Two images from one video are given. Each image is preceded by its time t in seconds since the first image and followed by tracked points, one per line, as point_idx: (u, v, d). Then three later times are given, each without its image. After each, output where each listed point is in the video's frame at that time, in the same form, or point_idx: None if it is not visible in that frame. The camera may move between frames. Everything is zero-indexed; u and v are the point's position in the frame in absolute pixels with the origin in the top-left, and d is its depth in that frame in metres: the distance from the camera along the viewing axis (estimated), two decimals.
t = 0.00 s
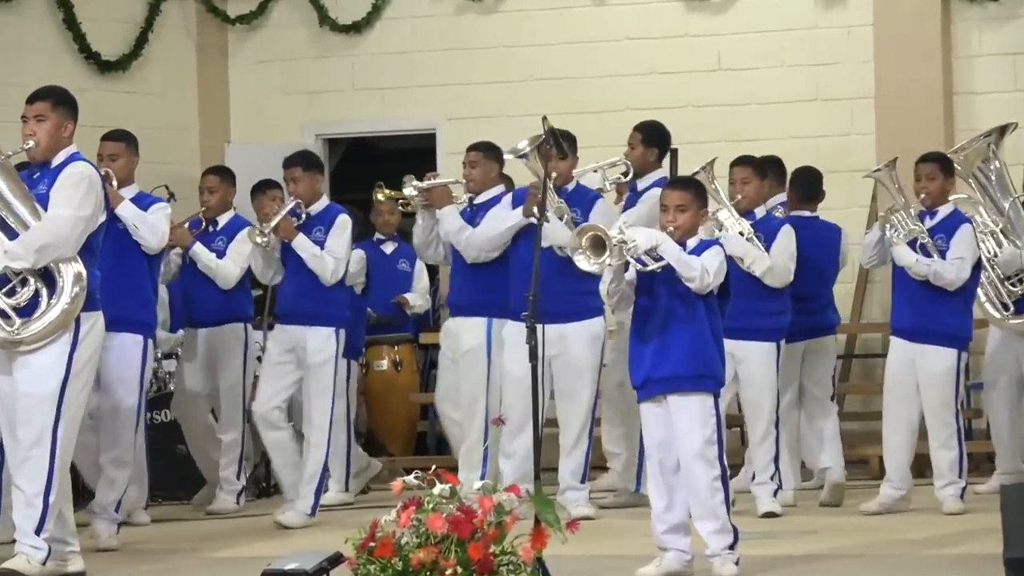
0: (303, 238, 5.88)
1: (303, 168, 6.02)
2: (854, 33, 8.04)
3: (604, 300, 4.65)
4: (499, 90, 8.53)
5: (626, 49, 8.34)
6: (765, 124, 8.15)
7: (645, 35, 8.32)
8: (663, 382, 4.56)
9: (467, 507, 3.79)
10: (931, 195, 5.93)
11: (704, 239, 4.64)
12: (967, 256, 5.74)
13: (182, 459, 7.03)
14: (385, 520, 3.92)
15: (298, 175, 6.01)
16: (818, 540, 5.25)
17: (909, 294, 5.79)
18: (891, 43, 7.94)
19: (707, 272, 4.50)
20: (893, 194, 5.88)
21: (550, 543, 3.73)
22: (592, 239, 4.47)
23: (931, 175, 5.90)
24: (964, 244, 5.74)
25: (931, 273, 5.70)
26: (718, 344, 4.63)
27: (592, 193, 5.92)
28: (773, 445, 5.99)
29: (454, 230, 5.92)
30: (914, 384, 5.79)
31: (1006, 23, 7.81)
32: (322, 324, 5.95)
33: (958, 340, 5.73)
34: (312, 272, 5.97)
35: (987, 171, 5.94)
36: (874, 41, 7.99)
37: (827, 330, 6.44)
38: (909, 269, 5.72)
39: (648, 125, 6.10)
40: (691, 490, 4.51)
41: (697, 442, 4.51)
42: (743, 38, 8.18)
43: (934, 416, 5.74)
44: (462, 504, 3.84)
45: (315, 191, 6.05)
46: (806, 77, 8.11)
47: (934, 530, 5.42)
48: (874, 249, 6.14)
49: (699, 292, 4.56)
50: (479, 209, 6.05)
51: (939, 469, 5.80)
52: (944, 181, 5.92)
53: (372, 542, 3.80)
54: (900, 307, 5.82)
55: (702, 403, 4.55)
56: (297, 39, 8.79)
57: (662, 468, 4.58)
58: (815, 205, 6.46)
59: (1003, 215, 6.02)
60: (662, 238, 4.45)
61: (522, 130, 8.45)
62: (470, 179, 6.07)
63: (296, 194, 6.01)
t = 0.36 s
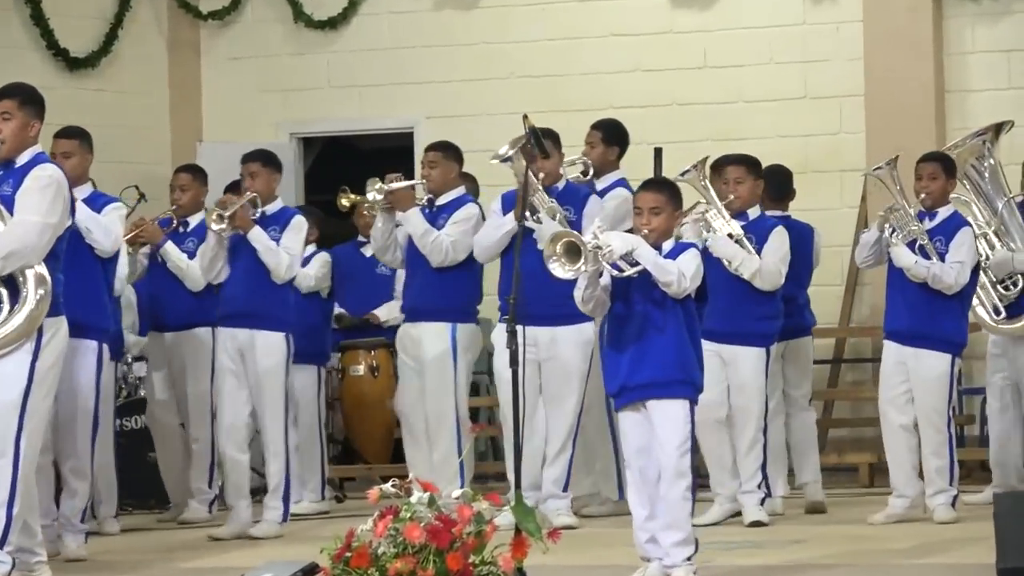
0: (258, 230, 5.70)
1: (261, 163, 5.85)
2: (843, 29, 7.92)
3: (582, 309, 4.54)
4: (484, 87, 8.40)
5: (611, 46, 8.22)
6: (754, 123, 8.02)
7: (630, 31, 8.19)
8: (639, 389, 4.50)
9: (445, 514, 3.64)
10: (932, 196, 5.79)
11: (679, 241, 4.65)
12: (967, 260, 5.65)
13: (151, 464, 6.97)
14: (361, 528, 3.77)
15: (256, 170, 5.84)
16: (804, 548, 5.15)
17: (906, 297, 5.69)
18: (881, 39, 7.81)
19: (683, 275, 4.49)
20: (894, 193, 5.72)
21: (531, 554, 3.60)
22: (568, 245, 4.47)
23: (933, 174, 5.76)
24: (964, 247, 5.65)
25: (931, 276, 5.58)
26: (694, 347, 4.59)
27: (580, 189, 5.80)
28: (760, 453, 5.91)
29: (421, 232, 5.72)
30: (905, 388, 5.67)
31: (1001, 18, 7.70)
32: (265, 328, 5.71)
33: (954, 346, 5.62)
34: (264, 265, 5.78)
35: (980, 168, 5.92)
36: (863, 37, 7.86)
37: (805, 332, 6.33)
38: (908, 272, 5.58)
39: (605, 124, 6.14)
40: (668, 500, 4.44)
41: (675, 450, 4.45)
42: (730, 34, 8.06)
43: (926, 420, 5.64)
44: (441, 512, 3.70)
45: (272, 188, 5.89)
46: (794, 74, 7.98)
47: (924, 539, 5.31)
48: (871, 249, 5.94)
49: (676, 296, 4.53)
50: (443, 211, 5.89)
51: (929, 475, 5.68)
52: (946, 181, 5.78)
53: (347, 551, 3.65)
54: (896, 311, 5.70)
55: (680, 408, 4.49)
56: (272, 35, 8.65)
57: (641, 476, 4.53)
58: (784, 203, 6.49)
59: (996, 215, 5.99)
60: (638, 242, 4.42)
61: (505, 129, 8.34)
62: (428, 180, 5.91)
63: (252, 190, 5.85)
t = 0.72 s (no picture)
0: (169, 233, 5.43)
1: (171, 163, 5.61)
2: (804, 24, 7.82)
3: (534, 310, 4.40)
4: (439, 84, 8.27)
5: (567, 41, 8.11)
6: (713, 120, 7.92)
7: (587, 26, 8.08)
8: (596, 394, 4.40)
9: (394, 523, 3.50)
10: (887, 196, 5.69)
11: (636, 243, 4.54)
12: (923, 261, 5.57)
13: (105, 468, 6.84)
14: (306, 536, 3.62)
15: (165, 171, 5.61)
16: (762, 558, 5.05)
17: (861, 301, 5.61)
18: (842, 35, 7.72)
19: (642, 279, 4.39)
20: (846, 193, 5.62)
21: (481, 564, 3.47)
22: (526, 246, 4.32)
23: (887, 175, 5.65)
24: (920, 249, 5.58)
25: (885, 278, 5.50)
26: (652, 352, 4.49)
27: (519, 186, 5.68)
28: (715, 459, 5.79)
29: (349, 239, 5.56)
30: (862, 399, 5.54)
31: (966, 13, 7.62)
32: (185, 335, 5.49)
33: (910, 350, 5.52)
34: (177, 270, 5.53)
35: (936, 167, 5.96)
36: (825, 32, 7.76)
37: (749, 341, 6.48)
38: (862, 275, 5.50)
39: (531, 125, 5.93)
40: (627, 506, 4.35)
41: (636, 456, 4.34)
42: (688, 30, 7.96)
43: (884, 429, 5.51)
44: (390, 520, 3.56)
45: (182, 188, 5.65)
46: (751, 70, 7.88)
47: (884, 546, 5.21)
48: (827, 253, 5.87)
49: (633, 300, 4.43)
50: (369, 213, 5.74)
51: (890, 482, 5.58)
52: (900, 181, 5.67)
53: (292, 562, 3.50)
54: (852, 314, 5.61)
55: (639, 413, 4.39)
56: (219, 30, 8.52)
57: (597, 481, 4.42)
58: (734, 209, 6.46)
59: (952, 214, 6.00)
60: (597, 243, 4.33)
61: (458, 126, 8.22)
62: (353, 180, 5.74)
63: (163, 191, 5.62)
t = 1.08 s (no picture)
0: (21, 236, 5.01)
1: (23, 163, 5.27)
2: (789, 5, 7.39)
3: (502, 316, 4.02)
4: (385, 67, 7.76)
5: (527, 22, 7.64)
6: (690, 109, 7.47)
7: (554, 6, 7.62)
8: (565, 410, 4.01)
9: (333, 551, 3.04)
10: (841, 191, 5.28)
11: (612, 243, 4.16)
12: (882, 257, 5.13)
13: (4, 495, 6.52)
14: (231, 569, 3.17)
15: (16, 170, 5.25)
16: None
17: (819, 311, 5.19)
18: (828, 15, 7.28)
19: (619, 285, 4.02)
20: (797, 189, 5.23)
21: None
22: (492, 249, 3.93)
23: (840, 168, 5.24)
24: (881, 245, 5.14)
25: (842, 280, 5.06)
26: (629, 364, 4.11)
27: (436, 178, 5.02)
28: (676, 478, 5.38)
29: (225, 241, 5.11)
30: (835, 421, 5.13)
31: None
32: (37, 352, 5.09)
33: (880, 356, 5.11)
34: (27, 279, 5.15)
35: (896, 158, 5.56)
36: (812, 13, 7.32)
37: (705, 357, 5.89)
38: (816, 278, 5.08)
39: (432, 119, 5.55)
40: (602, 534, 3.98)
41: (612, 479, 3.96)
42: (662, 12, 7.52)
43: (859, 450, 5.10)
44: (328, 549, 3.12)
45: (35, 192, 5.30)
46: (730, 55, 7.44)
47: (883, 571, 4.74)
48: (775, 256, 5.51)
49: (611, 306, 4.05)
50: (246, 212, 5.23)
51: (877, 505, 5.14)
52: (855, 173, 5.26)
53: None
54: (816, 323, 5.18)
55: (615, 431, 4.00)
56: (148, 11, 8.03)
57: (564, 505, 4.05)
58: (701, 207, 5.93)
59: (913, 211, 5.58)
60: (571, 244, 3.94)
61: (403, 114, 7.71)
62: (232, 180, 5.31)
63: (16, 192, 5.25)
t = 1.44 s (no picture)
0: None
1: None
2: None
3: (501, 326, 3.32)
4: None
5: None
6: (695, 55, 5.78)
7: None
8: (576, 450, 3.23)
9: None
10: (880, 159, 4.07)
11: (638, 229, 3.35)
12: (933, 244, 3.87)
13: None
14: None
15: None
16: None
17: (859, 317, 3.97)
18: None
19: (653, 283, 3.21)
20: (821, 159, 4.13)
21: None
22: (489, 237, 3.21)
23: (878, 129, 4.04)
24: (929, 226, 3.89)
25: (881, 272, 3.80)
26: (663, 388, 3.34)
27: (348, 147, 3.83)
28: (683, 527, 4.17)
29: (52, 219, 3.87)
30: (893, 470, 3.90)
31: None
32: None
33: (939, 373, 3.85)
34: None
35: (946, 116, 4.33)
36: None
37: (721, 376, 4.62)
38: (846, 270, 3.85)
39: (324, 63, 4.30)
40: None
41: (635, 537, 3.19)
42: None
43: (921, 504, 3.82)
44: None
45: None
46: None
47: None
48: (797, 246, 4.44)
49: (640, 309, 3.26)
50: (73, 180, 4.05)
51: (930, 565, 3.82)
52: (897, 134, 4.05)
53: None
54: (853, 334, 3.98)
55: (644, 476, 3.26)
56: None
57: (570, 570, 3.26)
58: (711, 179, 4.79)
59: (969, 184, 4.34)
60: (591, 230, 3.08)
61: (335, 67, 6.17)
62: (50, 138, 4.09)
63: None
